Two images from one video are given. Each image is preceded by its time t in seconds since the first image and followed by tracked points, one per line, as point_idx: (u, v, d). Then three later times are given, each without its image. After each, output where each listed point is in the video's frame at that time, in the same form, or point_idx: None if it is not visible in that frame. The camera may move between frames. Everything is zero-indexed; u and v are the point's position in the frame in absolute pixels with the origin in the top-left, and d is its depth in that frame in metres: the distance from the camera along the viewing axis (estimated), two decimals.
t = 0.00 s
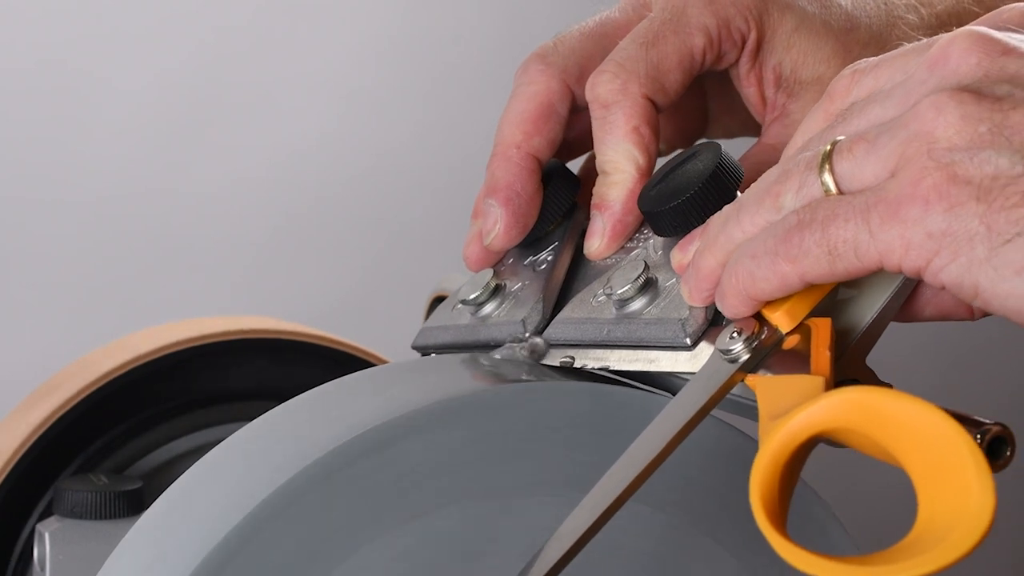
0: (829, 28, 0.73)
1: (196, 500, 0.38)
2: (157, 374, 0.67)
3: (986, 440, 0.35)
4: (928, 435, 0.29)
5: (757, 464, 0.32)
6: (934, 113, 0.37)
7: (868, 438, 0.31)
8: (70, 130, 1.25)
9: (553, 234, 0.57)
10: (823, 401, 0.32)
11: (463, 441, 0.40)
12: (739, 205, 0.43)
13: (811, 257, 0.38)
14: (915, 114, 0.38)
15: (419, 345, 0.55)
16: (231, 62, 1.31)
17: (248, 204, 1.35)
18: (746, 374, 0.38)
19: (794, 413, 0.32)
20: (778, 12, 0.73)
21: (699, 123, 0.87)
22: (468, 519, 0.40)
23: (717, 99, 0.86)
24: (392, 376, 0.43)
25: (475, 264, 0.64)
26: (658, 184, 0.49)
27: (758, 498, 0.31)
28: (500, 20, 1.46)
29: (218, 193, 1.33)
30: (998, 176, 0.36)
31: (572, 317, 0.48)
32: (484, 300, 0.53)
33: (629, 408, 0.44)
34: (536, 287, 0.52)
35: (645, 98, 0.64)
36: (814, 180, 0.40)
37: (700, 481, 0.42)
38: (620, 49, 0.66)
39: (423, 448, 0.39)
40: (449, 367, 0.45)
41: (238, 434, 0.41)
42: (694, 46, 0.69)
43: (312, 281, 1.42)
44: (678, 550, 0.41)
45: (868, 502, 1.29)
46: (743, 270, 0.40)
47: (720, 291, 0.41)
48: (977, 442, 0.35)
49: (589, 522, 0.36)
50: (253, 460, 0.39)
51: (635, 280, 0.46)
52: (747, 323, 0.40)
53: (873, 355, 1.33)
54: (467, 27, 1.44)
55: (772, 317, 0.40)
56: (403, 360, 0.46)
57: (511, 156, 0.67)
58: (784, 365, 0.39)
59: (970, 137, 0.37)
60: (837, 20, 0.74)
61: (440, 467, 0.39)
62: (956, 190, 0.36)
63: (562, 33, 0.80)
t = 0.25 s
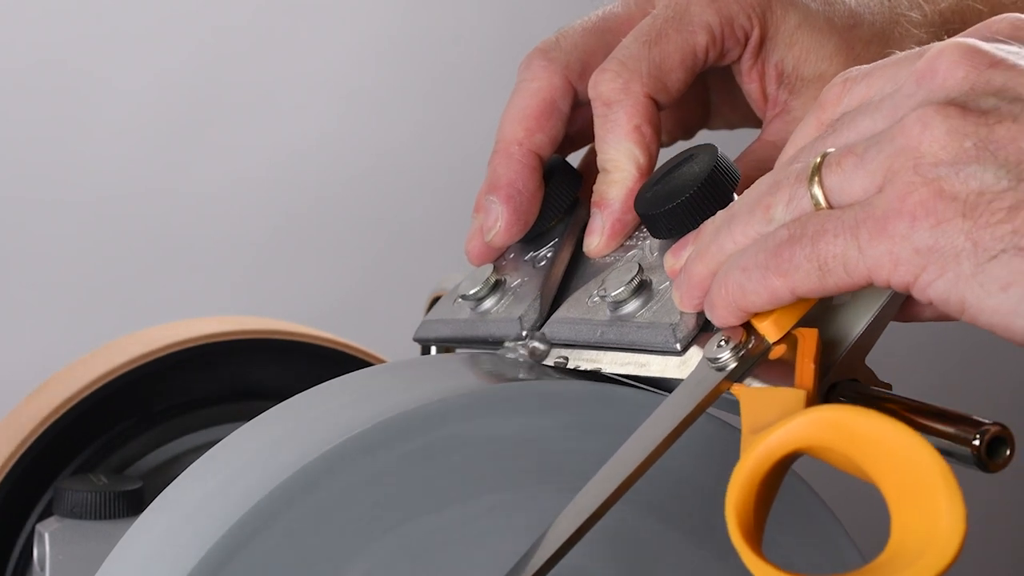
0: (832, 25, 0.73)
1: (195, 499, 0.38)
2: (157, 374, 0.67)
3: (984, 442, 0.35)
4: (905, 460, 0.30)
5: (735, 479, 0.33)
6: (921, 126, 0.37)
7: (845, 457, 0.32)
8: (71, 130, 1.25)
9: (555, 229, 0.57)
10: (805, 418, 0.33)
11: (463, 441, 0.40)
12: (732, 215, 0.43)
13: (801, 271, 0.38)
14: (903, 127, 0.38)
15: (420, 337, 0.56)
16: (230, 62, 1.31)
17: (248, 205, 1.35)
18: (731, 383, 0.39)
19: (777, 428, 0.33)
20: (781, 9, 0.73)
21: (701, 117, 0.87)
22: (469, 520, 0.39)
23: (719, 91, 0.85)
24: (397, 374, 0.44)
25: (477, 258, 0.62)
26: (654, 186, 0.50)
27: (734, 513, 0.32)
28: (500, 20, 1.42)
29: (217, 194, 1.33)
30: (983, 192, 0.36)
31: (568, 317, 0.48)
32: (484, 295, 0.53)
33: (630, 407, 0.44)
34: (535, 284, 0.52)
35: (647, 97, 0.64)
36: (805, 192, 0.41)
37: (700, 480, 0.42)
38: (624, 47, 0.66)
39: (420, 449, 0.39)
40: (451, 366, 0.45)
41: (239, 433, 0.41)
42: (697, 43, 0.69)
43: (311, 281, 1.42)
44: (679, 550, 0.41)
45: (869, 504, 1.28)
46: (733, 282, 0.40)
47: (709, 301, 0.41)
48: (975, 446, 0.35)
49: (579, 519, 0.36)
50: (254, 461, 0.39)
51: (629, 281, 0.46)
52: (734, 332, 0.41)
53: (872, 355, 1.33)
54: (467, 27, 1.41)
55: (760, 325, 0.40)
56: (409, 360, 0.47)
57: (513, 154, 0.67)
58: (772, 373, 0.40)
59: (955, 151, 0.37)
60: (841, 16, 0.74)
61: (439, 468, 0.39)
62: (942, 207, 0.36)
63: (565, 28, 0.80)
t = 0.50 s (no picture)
0: (837, 22, 0.72)
1: (191, 499, 0.38)
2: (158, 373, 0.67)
3: (984, 444, 0.35)
4: (877, 485, 0.30)
5: (707, 505, 0.32)
6: (908, 144, 0.37)
7: (814, 475, 0.32)
8: (72, 131, 1.25)
9: (557, 224, 0.58)
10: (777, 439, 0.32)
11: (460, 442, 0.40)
12: (724, 227, 0.43)
13: (791, 290, 0.39)
14: (891, 144, 0.38)
15: (421, 329, 0.56)
16: (231, 62, 1.31)
17: (248, 206, 1.35)
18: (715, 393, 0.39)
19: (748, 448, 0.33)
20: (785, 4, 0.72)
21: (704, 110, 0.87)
22: (464, 522, 0.40)
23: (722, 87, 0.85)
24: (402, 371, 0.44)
25: (478, 252, 0.62)
26: (650, 189, 0.50)
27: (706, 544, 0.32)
28: (500, 20, 1.42)
29: (217, 194, 1.33)
30: (966, 210, 0.36)
31: (563, 316, 0.49)
32: (484, 289, 0.54)
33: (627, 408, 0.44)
34: (534, 281, 0.53)
35: (651, 96, 0.64)
36: (794, 208, 0.41)
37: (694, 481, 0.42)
38: (627, 44, 0.66)
39: (413, 452, 0.39)
40: (451, 366, 0.46)
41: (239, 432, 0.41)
42: (700, 41, 0.69)
43: (311, 282, 1.41)
44: (672, 550, 0.41)
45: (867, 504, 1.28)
46: (723, 294, 0.41)
47: (699, 313, 0.42)
48: (975, 447, 0.35)
49: (573, 516, 0.37)
50: (253, 461, 0.39)
51: (623, 284, 0.47)
52: (720, 343, 0.41)
53: (870, 356, 1.32)
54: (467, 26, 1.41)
55: (746, 336, 0.41)
56: (408, 360, 0.47)
57: (514, 150, 0.68)
58: (759, 382, 0.40)
59: (939, 168, 0.37)
60: (845, 14, 0.73)
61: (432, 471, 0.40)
62: (926, 224, 0.36)
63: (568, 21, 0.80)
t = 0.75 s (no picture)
0: (842, 18, 0.72)
1: (194, 498, 0.38)
2: (158, 374, 0.67)
3: (985, 443, 0.37)
4: (847, 501, 0.33)
5: (685, 515, 0.35)
6: (893, 163, 0.39)
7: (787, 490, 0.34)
8: (71, 129, 1.20)
9: (558, 219, 0.57)
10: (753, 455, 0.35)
11: (458, 441, 0.41)
12: (713, 237, 0.45)
13: (777, 303, 0.41)
14: (876, 161, 0.40)
15: (421, 320, 0.56)
16: (231, 63, 1.26)
17: (250, 207, 1.31)
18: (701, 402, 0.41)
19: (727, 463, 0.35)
20: None
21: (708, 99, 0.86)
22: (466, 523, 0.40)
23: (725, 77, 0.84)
24: (406, 372, 0.44)
25: (482, 245, 0.63)
26: (646, 191, 0.49)
27: (683, 553, 0.34)
28: (500, 20, 1.40)
29: (218, 194, 1.29)
30: (950, 229, 0.37)
31: (558, 315, 0.49)
32: (484, 284, 0.53)
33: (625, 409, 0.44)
34: (533, 277, 0.52)
35: (654, 95, 0.64)
36: (782, 221, 0.43)
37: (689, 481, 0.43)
38: (631, 42, 0.66)
39: (421, 452, 0.40)
40: (455, 367, 0.46)
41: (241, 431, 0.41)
42: (703, 39, 0.69)
43: (313, 283, 1.37)
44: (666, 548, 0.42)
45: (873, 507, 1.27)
46: (712, 303, 0.42)
47: (688, 320, 0.43)
48: (976, 448, 0.37)
49: (568, 511, 0.38)
50: (254, 459, 0.39)
51: (617, 285, 0.47)
52: (708, 350, 0.43)
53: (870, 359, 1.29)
54: (468, 25, 1.38)
55: (734, 344, 0.42)
56: (409, 360, 0.46)
57: (517, 146, 0.68)
58: (745, 391, 0.42)
59: (923, 187, 0.38)
60: (849, 10, 0.73)
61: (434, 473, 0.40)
62: (910, 242, 0.38)
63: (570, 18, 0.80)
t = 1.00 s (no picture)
0: (843, 16, 0.71)
1: (192, 498, 0.38)
2: (157, 374, 0.67)
3: (985, 443, 0.37)
4: (833, 509, 0.33)
5: (672, 520, 0.36)
6: (884, 173, 0.39)
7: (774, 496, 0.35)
8: (72, 130, 1.20)
9: (558, 215, 0.57)
10: (740, 461, 0.35)
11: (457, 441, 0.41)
12: (706, 241, 0.45)
13: (768, 310, 0.41)
14: (866, 171, 0.40)
15: (422, 316, 0.56)
16: (231, 62, 1.26)
17: (250, 207, 1.30)
18: (692, 404, 0.41)
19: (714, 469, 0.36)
20: None
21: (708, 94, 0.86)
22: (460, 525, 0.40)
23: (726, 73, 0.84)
24: (407, 373, 0.44)
25: (480, 240, 0.63)
26: (643, 189, 0.49)
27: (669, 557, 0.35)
28: (500, 20, 1.39)
29: (217, 196, 1.28)
30: (938, 240, 0.38)
31: (552, 314, 0.48)
32: (483, 280, 0.53)
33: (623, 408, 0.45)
34: (532, 274, 0.52)
35: (654, 93, 0.64)
36: (774, 227, 0.43)
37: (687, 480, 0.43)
38: (632, 40, 0.66)
39: (421, 451, 0.40)
40: (456, 367, 0.46)
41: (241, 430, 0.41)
42: (705, 37, 0.69)
43: (312, 282, 1.37)
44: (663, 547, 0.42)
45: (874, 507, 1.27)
46: (704, 307, 0.42)
47: (679, 323, 0.43)
48: (976, 448, 0.37)
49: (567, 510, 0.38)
50: (252, 459, 0.39)
51: (613, 285, 0.46)
52: (699, 352, 0.42)
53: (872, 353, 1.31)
54: (468, 25, 1.37)
55: (725, 347, 0.42)
56: (412, 359, 0.47)
57: (516, 142, 0.68)
58: (735, 393, 0.42)
59: (913, 199, 0.38)
60: (852, 7, 0.72)
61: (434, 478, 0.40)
62: (898, 253, 0.38)
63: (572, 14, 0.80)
